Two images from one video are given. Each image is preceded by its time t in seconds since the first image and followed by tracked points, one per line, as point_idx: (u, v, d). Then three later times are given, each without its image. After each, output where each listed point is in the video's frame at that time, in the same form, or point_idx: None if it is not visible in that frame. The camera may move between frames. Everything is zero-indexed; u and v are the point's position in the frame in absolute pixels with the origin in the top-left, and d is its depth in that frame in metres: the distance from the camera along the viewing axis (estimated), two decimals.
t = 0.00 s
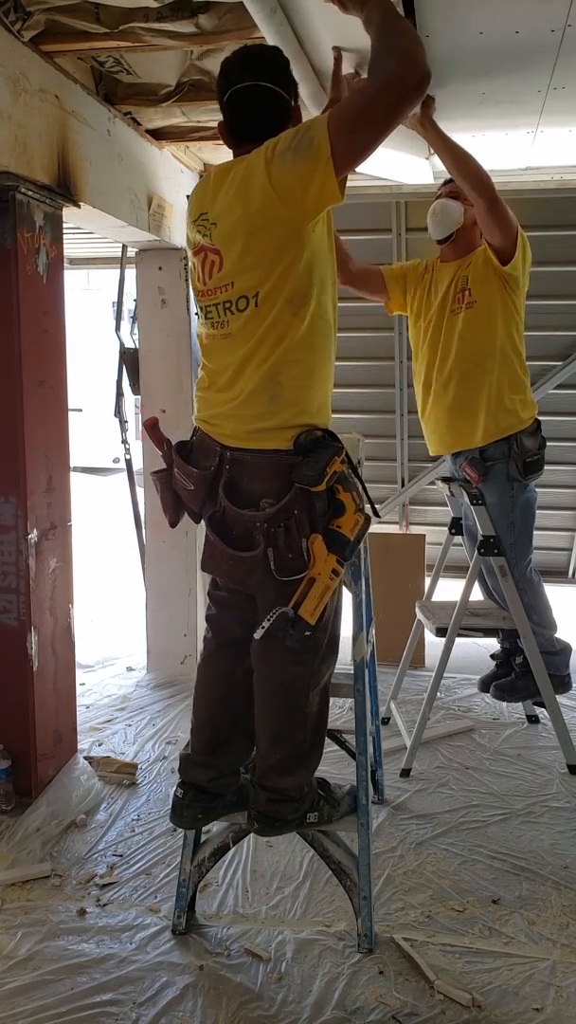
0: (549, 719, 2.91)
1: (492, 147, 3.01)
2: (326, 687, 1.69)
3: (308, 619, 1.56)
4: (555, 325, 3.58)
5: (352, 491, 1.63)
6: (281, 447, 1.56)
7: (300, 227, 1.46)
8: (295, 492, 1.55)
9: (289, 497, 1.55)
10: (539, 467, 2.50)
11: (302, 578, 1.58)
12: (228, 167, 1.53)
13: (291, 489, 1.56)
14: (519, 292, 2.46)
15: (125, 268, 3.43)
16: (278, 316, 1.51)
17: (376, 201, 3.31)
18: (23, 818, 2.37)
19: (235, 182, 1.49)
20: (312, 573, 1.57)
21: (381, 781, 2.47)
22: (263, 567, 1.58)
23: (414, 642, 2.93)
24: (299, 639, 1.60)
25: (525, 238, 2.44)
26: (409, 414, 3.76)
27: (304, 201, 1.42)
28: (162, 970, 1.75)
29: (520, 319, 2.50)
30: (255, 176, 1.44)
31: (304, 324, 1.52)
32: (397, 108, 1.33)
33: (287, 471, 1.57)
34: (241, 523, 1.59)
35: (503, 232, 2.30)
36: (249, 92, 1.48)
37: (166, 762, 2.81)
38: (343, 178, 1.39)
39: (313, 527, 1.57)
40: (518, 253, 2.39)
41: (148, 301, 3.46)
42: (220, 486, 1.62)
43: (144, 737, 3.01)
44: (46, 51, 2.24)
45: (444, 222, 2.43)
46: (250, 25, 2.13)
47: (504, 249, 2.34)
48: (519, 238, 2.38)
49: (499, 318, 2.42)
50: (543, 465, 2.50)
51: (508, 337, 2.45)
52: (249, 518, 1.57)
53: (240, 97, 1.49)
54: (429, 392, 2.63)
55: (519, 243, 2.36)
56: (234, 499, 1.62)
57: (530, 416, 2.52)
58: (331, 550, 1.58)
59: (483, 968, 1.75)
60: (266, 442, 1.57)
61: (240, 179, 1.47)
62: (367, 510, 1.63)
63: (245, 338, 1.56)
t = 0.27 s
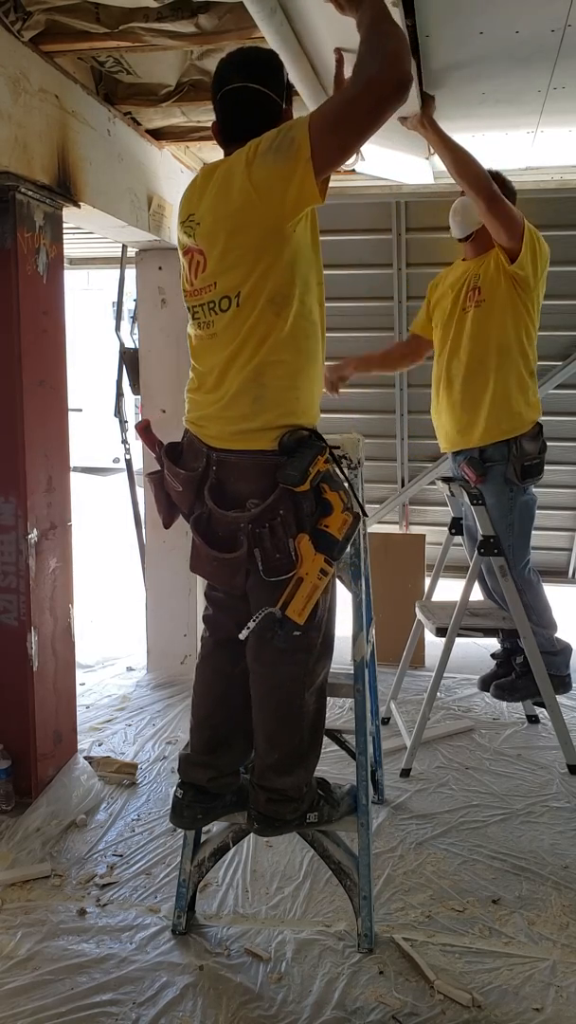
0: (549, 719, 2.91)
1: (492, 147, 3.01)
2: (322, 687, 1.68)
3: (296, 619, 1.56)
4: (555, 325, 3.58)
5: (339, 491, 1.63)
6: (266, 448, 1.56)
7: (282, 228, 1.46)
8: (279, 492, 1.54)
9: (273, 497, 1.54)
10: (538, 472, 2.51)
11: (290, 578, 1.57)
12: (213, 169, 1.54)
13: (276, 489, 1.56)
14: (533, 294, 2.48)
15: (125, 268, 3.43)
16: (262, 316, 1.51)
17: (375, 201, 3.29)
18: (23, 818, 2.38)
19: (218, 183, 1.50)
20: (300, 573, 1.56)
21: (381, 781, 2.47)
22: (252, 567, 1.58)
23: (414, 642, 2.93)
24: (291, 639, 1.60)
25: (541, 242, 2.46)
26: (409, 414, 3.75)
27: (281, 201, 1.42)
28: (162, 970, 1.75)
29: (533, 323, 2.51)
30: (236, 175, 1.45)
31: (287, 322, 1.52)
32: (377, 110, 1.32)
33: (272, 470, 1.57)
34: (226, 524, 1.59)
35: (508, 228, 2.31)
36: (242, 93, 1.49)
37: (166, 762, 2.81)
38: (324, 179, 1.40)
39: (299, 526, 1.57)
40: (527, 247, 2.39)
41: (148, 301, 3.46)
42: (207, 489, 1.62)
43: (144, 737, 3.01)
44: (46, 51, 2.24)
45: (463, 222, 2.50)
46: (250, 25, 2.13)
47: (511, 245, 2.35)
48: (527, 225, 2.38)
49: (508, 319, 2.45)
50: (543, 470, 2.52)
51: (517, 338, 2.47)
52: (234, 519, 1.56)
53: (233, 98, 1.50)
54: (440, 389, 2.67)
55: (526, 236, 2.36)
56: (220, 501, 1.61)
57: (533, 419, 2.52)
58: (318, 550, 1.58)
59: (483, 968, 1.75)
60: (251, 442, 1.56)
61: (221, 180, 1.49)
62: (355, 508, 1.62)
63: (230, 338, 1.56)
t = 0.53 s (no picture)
0: (549, 719, 2.91)
1: (493, 147, 3.01)
2: (320, 686, 1.68)
3: (286, 619, 1.55)
4: (555, 325, 3.58)
5: (331, 490, 1.59)
6: (255, 449, 1.55)
7: (265, 228, 1.46)
8: (269, 492, 1.53)
9: (263, 498, 1.54)
10: (538, 475, 2.49)
11: (282, 578, 1.57)
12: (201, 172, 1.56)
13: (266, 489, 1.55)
14: (536, 297, 2.47)
15: (125, 268, 3.43)
16: (248, 316, 1.51)
17: (375, 201, 3.30)
18: (23, 818, 2.38)
19: (205, 184, 1.52)
20: (291, 574, 1.55)
21: (381, 781, 2.46)
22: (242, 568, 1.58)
23: (414, 642, 2.93)
24: (285, 638, 1.60)
25: (548, 241, 2.46)
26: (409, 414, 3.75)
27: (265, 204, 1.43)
28: (162, 970, 1.75)
29: (537, 326, 2.51)
30: (223, 176, 1.47)
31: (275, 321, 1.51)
32: (362, 107, 1.34)
33: (262, 470, 1.56)
34: (215, 526, 1.58)
35: (504, 229, 2.32)
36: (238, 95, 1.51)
37: (166, 762, 2.81)
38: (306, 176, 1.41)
39: (290, 527, 1.56)
40: (526, 248, 2.38)
41: (148, 301, 3.46)
42: (197, 490, 1.62)
43: (144, 737, 3.01)
44: (46, 51, 2.24)
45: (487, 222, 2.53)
46: (251, 24, 2.13)
47: (508, 244, 2.35)
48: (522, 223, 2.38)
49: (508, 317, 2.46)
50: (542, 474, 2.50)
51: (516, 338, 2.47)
52: (223, 520, 1.56)
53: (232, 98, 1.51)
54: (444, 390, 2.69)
55: (524, 234, 2.36)
56: (210, 503, 1.61)
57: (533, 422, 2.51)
58: (309, 551, 1.56)
59: (483, 968, 1.75)
60: (238, 443, 1.56)
61: (209, 182, 1.51)
62: (347, 507, 1.60)
63: (219, 339, 1.56)
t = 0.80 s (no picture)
0: (549, 719, 2.91)
1: (493, 147, 3.01)
2: (314, 688, 1.67)
3: (265, 623, 1.54)
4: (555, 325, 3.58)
5: (307, 492, 1.59)
6: (229, 449, 1.55)
7: (243, 225, 1.47)
8: (242, 497, 1.53)
9: (237, 501, 1.53)
10: (535, 478, 2.50)
11: (260, 582, 1.56)
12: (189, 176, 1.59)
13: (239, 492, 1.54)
14: (541, 297, 2.45)
15: (125, 268, 3.43)
16: (225, 313, 1.51)
17: (375, 200, 3.29)
18: (23, 818, 2.38)
19: (191, 187, 1.55)
20: (269, 578, 1.54)
21: (381, 781, 2.46)
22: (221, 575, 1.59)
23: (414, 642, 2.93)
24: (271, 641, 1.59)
25: (554, 239, 2.43)
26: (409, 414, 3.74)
27: (242, 196, 1.44)
28: (162, 970, 1.75)
29: (542, 328, 2.50)
30: (205, 174, 1.51)
31: (248, 316, 1.50)
32: (343, 109, 1.34)
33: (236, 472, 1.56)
34: (189, 530, 1.59)
35: (506, 224, 2.32)
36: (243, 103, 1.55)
37: (166, 762, 2.81)
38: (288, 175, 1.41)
39: (266, 529, 1.55)
40: (527, 247, 2.37)
41: (148, 301, 3.47)
42: (172, 496, 1.63)
43: (144, 737, 3.01)
44: (46, 51, 2.24)
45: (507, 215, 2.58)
46: (251, 24, 2.13)
47: (509, 242, 2.37)
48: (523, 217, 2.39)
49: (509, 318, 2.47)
50: (539, 476, 2.51)
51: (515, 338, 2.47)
52: (195, 524, 1.56)
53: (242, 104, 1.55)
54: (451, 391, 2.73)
55: (527, 231, 2.35)
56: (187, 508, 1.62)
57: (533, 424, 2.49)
58: (287, 555, 1.55)
59: (483, 969, 1.75)
60: (212, 443, 1.56)
61: (193, 181, 1.55)
62: (326, 508, 1.58)
63: (197, 338, 1.57)
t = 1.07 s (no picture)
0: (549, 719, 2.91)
1: (493, 147, 3.01)
2: (265, 715, 1.57)
3: (206, 629, 1.51)
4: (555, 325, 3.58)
5: (264, 496, 1.51)
6: (191, 450, 1.53)
7: (211, 218, 1.47)
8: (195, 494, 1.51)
9: (188, 500, 1.52)
10: (533, 480, 2.51)
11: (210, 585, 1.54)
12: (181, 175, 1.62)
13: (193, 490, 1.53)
14: (542, 298, 2.45)
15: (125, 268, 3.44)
16: (193, 312, 1.51)
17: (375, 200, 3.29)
18: (23, 818, 2.38)
19: (176, 187, 1.58)
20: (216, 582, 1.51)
21: (381, 781, 2.46)
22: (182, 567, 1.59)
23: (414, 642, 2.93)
24: (214, 653, 1.53)
25: (559, 240, 2.45)
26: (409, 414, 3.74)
27: (214, 192, 1.45)
28: (162, 970, 1.75)
29: (545, 329, 2.49)
30: (187, 171, 1.54)
31: (211, 318, 1.50)
32: (307, 91, 1.32)
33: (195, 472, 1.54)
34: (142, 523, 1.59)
35: (507, 223, 2.32)
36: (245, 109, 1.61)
37: (166, 762, 2.81)
38: (259, 171, 1.40)
39: (220, 531, 1.53)
40: (530, 247, 2.38)
41: (148, 301, 3.47)
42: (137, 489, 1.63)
43: (144, 737, 3.01)
44: (46, 51, 2.24)
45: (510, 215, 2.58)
46: (251, 25, 2.13)
47: (511, 240, 2.37)
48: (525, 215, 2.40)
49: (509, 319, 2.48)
50: (538, 477, 2.51)
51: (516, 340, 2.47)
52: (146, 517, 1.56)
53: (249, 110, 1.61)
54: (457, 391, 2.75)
55: (530, 230, 2.36)
56: (148, 503, 1.61)
57: (534, 425, 2.50)
58: (237, 561, 1.50)
59: (483, 968, 1.75)
60: (176, 442, 1.55)
61: (179, 179, 1.58)
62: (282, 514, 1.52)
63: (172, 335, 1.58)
